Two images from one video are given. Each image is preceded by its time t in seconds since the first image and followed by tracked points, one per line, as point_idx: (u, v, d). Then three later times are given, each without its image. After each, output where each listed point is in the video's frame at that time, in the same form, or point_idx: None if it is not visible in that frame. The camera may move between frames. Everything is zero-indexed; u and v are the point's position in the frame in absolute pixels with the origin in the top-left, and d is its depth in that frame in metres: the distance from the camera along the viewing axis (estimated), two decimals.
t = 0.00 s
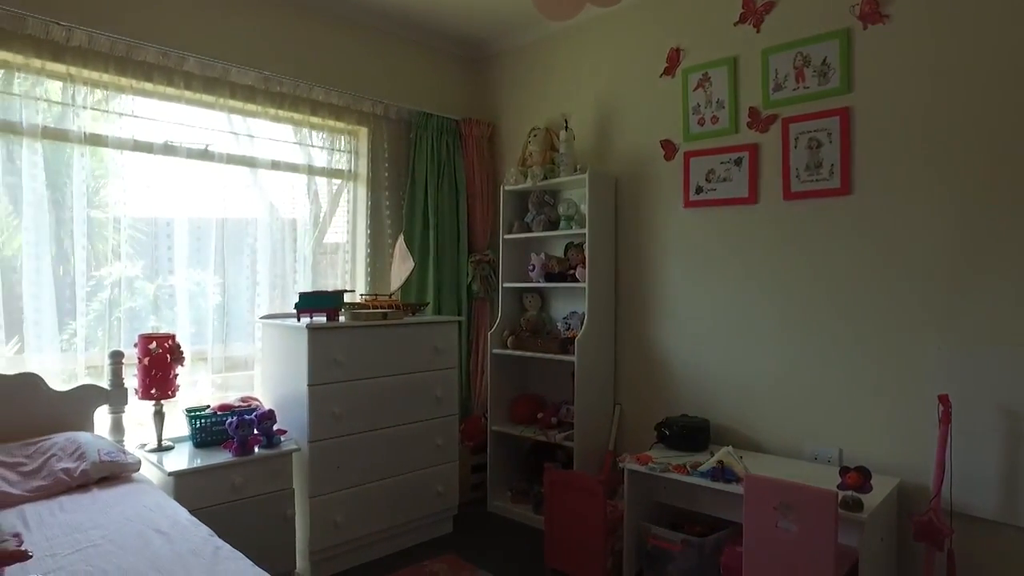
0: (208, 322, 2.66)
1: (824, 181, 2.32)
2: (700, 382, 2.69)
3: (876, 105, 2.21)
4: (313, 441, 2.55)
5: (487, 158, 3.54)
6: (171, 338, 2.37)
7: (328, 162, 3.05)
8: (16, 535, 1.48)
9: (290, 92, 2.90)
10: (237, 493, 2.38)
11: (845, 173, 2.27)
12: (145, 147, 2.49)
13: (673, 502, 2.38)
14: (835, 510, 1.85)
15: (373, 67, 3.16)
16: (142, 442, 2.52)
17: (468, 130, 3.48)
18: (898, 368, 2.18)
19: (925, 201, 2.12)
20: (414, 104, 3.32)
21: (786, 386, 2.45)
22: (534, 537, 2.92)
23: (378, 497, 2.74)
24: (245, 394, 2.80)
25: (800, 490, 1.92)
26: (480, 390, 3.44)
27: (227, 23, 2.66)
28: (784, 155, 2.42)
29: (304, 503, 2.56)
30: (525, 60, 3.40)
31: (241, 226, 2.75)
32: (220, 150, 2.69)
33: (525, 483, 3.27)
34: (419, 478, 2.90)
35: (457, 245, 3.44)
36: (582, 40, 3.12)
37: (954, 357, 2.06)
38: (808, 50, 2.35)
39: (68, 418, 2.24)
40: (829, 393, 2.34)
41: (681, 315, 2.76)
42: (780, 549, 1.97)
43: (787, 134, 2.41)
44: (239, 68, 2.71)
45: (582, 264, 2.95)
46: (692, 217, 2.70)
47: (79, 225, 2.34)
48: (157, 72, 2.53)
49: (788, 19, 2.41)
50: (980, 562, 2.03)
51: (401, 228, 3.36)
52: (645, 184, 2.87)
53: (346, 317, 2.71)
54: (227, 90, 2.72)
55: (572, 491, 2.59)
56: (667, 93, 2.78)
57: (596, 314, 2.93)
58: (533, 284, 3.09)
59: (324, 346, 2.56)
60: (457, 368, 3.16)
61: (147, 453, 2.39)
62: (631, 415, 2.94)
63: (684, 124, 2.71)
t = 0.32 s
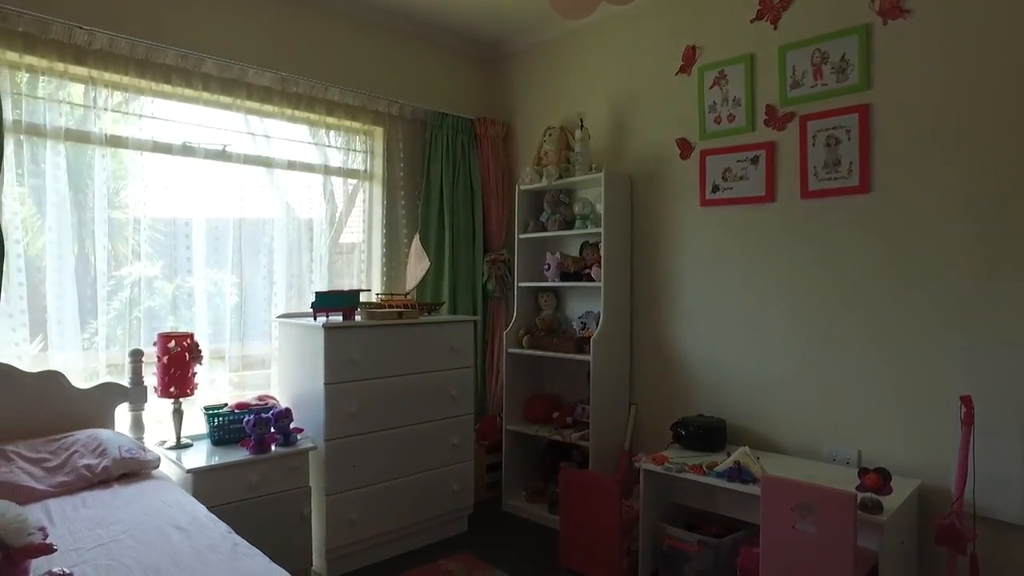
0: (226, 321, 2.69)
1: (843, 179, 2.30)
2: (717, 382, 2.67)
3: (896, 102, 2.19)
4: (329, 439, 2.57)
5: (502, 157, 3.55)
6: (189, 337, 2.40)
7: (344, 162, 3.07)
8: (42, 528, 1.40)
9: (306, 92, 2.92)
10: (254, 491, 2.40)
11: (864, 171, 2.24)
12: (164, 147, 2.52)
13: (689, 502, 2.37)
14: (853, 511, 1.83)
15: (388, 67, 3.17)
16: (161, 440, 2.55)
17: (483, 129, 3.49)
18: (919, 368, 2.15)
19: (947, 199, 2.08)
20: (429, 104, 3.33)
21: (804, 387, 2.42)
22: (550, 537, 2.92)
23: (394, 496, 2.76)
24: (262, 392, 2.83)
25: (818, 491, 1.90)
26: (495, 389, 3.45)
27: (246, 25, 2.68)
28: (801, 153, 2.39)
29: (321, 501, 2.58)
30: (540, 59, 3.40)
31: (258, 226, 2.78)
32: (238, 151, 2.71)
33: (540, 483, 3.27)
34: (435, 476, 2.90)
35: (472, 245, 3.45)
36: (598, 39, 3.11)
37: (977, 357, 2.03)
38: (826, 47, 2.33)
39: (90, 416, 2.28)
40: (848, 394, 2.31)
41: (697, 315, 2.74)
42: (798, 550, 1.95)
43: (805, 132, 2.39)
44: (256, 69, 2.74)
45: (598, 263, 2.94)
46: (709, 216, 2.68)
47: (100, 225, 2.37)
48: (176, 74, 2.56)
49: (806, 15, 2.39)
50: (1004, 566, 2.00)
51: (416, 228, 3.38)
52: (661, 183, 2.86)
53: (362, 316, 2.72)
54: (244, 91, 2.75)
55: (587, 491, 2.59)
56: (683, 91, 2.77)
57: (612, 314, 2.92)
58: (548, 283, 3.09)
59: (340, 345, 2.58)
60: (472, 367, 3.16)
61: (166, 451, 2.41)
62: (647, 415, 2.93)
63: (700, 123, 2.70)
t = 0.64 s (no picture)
0: (243, 321, 2.72)
1: (862, 178, 2.27)
2: (734, 383, 2.65)
3: (916, 98, 2.16)
4: (346, 438, 2.58)
5: (517, 157, 3.55)
6: (207, 336, 2.42)
7: (359, 162, 3.08)
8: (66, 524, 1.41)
9: (322, 93, 2.94)
10: (272, 489, 2.42)
11: (883, 169, 2.22)
12: (182, 149, 2.54)
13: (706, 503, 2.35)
14: (874, 513, 1.81)
15: (404, 68, 3.19)
16: (179, 438, 2.58)
17: (498, 129, 3.49)
18: (941, 369, 2.12)
19: (969, 198, 2.05)
20: (444, 104, 3.34)
21: (822, 387, 2.40)
22: (565, 537, 2.91)
23: (409, 495, 2.77)
24: (279, 391, 2.85)
25: (837, 493, 1.88)
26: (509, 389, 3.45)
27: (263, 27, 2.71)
28: (820, 151, 2.37)
29: (337, 499, 2.60)
30: (555, 58, 3.39)
31: (276, 226, 2.80)
32: (255, 151, 2.74)
33: (555, 483, 3.26)
34: (450, 476, 2.91)
35: (487, 245, 3.45)
36: (613, 37, 3.10)
37: (1001, 357, 1.99)
38: (845, 43, 2.30)
39: (111, 414, 2.31)
40: (867, 394, 2.29)
41: (714, 315, 2.72)
42: (817, 552, 1.93)
43: (823, 130, 2.36)
44: (273, 70, 2.76)
45: (613, 262, 2.93)
46: (725, 216, 2.67)
47: (120, 226, 2.40)
48: (194, 76, 2.59)
49: (824, 12, 2.36)
50: None
51: (432, 228, 3.38)
52: (677, 183, 2.84)
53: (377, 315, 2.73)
54: (262, 92, 2.77)
55: (603, 491, 2.58)
56: (699, 89, 2.75)
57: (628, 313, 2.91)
58: (564, 283, 3.08)
59: (357, 344, 2.59)
60: (487, 366, 3.17)
61: (185, 449, 2.44)
62: (663, 415, 2.92)
63: (716, 121, 2.68)
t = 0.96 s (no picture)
0: (259, 321, 2.74)
1: (880, 176, 2.24)
2: (750, 383, 2.63)
3: (936, 96, 2.13)
4: (361, 438, 2.60)
5: (532, 157, 3.55)
6: (224, 336, 2.44)
7: (374, 163, 3.10)
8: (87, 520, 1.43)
9: (337, 94, 2.96)
10: (288, 487, 2.44)
11: (902, 168, 2.19)
12: (199, 150, 2.57)
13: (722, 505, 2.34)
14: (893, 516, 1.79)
15: (419, 69, 3.20)
16: (196, 436, 2.61)
17: (512, 129, 3.49)
18: (962, 370, 2.09)
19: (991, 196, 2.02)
20: (458, 104, 3.35)
21: (840, 388, 2.37)
22: (579, 538, 2.90)
23: (423, 494, 2.77)
24: (294, 391, 2.87)
25: (855, 495, 1.86)
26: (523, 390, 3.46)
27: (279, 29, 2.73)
28: (837, 150, 2.35)
29: (352, 498, 2.61)
30: (569, 58, 3.39)
31: (292, 226, 2.82)
32: (271, 152, 2.76)
33: (570, 483, 3.26)
34: (464, 476, 2.91)
35: (502, 245, 3.45)
36: (628, 36, 3.09)
37: None
38: (863, 41, 2.28)
39: (130, 413, 2.34)
40: (886, 396, 2.26)
41: (730, 315, 2.70)
42: (835, 555, 1.91)
43: (840, 128, 2.34)
44: (288, 71, 2.78)
45: (628, 262, 2.92)
46: (741, 215, 2.65)
47: (138, 226, 2.43)
48: (211, 78, 2.61)
49: (842, 8, 2.34)
50: None
51: (446, 228, 3.39)
52: (692, 182, 2.83)
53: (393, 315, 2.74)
54: (278, 93, 2.79)
55: (618, 492, 2.57)
56: (714, 88, 2.73)
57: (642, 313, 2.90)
58: (578, 283, 3.07)
59: (372, 344, 2.60)
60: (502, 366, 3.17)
61: (202, 448, 2.47)
62: (678, 416, 2.90)
63: (732, 120, 2.66)
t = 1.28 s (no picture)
0: (273, 320, 2.76)
1: (897, 175, 2.22)
2: (764, 384, 2.61)
3: (955, 93, 2.10)
4: (374, 437, 2.60)
5: (544, 157, 3.54)
6: (239, 335, 2.46)
7: (387, 163, 3.11)
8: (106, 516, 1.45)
9: (351, 94, 2.97)
10: (302, 486, 2.46)
11: (920, 166, 2.16)
12: (214, 151, 2.60)
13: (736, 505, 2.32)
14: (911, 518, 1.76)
15: (431, 69, 3.21)
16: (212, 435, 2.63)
17: (525, 128, 3.49)
18: (981, 371, 2.06)
19: (1012, 194, 1.99)
20: (471, 104, 3.35)
21: (856, 389, 2.35)
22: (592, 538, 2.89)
23: (436, 494, 2.78)
24: (308, 390, 2.89)
25: (872, 496, 1.83)
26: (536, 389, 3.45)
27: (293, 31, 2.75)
28: (853, 148, 2.32)
29: (365, 496, 2.62)
30: (582, 57, 3.38)
31: (306, 226, 2.84)
32: (285, 152, 2.78)
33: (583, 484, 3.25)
34: (476, 475, 2.92)
35: (514, 244, 3.45)
36: (641, 35, 3.08)
37: None
38: (880, 38, 2.26)
39: (146, 411, 2.36)
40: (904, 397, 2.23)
41: (744, 315, 2.69)
42: (851, 557, 1.89)
43: (857, 126, 2.31)
44: (302, 72, 2.80)
45: (641, 262, 2.91)
46: (755, 214, 2.63)
47: (155, 227, 2.45)
48: (226, 79, 2.64)
49: (858, 5, 2.32)
50: None
51: (459, 228, 3.40)
52: (705, 181, 2.81)
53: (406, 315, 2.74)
54: (292, 94, 2.81)
55: (631, 492, 2.56)
56: (728, 86, 2.72)
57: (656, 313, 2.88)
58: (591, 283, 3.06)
59: (385, 344, 2.61)
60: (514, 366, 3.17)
61: (217, 446, 2.49)
62: (692, 416, 2.89)
63: (746, 119, 2.65)
